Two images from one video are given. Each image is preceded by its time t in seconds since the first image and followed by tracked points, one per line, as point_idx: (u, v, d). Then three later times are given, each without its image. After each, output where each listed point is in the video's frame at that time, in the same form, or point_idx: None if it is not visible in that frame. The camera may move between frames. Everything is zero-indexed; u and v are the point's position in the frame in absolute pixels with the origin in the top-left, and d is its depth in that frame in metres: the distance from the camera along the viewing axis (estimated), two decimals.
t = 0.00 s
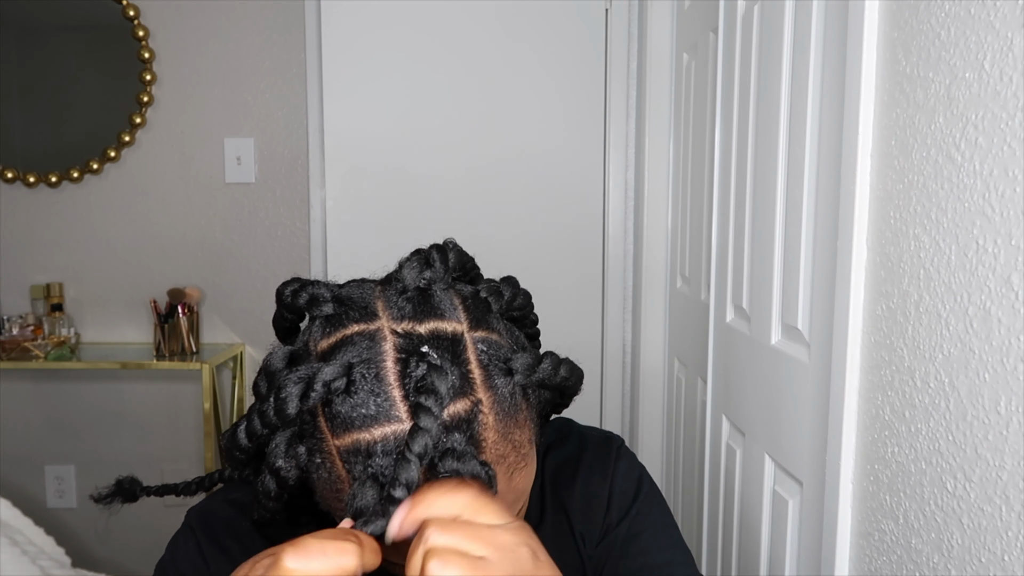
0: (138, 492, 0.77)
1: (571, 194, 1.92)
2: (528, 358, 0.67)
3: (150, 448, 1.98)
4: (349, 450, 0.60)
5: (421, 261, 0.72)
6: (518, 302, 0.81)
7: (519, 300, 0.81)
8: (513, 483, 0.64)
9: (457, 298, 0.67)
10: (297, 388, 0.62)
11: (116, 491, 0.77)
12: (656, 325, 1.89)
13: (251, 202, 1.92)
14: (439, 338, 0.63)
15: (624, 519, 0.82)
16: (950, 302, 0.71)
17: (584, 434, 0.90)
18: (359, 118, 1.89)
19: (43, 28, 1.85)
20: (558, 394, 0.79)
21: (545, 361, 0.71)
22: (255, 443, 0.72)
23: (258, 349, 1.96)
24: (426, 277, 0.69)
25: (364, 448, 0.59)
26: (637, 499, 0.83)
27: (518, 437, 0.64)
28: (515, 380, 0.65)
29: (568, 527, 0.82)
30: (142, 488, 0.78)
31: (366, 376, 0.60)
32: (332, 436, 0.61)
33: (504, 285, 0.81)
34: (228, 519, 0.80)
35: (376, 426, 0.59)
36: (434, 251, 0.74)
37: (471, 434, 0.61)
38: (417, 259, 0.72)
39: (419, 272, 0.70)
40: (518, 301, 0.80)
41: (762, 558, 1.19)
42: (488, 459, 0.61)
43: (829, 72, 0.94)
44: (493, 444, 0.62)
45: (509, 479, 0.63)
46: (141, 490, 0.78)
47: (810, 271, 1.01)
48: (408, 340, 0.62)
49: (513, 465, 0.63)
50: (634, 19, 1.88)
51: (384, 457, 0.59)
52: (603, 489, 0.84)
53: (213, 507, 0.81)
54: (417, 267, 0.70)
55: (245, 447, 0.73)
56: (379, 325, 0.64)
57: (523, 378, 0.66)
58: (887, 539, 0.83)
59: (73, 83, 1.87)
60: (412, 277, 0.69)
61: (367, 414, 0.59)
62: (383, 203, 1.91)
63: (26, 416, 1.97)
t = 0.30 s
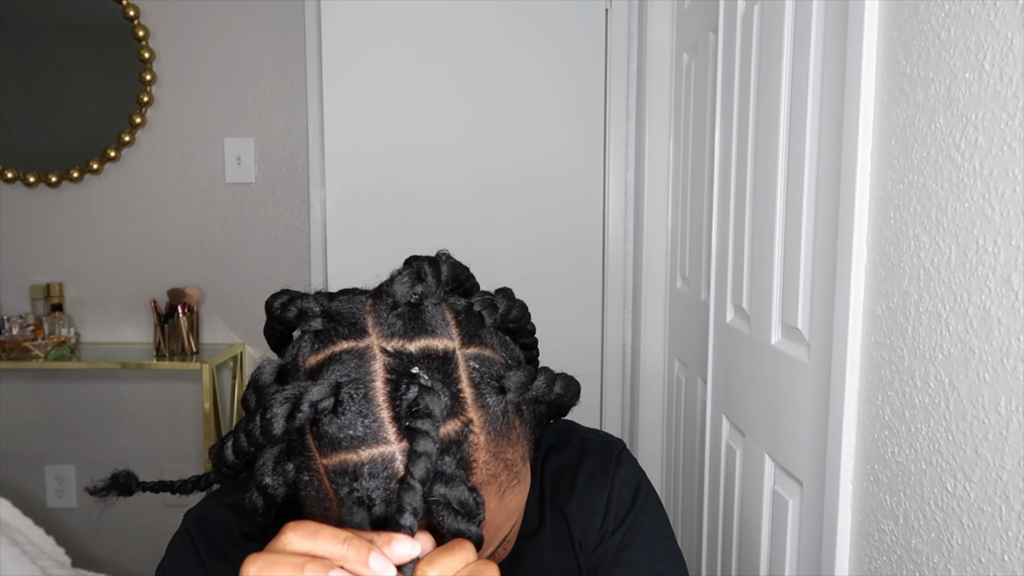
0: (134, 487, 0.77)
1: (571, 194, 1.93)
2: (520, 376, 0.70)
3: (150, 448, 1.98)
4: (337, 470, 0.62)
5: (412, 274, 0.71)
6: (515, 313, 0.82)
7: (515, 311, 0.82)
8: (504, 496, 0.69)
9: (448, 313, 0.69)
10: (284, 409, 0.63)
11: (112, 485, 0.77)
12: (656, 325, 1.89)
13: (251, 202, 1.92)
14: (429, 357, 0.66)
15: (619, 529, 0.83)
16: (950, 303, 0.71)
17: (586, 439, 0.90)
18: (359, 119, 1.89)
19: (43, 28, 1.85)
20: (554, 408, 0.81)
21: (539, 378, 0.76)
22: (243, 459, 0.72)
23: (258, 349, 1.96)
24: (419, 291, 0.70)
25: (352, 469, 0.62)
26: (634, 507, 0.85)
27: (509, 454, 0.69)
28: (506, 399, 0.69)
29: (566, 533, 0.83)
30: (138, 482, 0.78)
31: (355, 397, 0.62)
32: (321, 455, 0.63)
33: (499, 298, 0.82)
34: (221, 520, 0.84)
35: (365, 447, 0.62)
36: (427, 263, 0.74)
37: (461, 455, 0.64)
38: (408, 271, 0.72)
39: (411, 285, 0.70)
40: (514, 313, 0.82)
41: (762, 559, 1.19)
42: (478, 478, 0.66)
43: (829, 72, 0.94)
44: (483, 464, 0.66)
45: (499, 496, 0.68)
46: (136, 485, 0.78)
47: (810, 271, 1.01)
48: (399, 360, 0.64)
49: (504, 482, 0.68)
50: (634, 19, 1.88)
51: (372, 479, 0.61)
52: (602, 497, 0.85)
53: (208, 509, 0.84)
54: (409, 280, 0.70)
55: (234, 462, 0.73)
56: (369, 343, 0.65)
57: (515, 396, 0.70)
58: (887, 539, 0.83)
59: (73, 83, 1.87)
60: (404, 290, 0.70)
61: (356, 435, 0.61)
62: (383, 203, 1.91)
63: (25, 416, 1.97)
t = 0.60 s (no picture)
0: (138, 487, 0.77)
1: (571, 194, 1.93)
2: (512, 392, 0.69)
3: (150, 448, 1.98)
4: (323, 484, 0.62)
5: (403, 283, 0.70)
6: (511, 322, 0.79)
7: (512, 320, 0.79)
8: (496, 511, 0.68)
9: (439, 324, 0.69)
10: (269, 423, 0.63)
11: (116, 485, 0.77)
12: (656, 325, 1.89)
13: (250, 202, 1.92)
14: (417, 371, 0.65)
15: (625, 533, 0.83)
16: (950, 303, 0.71)
17: (589, 442, 0.91)
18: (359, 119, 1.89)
19: (43, 28, 1.85)
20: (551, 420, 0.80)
21: (531, 393, 0.72)
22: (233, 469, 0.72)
23: (258, 349, 1.96)
24: (409, 302, 0.69)
25: (337, 484, 0.62)
26: (640, 513, 0.84)
27: (500, 469, 0.68)
28: (497, 414, 0.68)
29: (569, 538, 0.83)
30: (142, 482, 0.78)
31: (340, 412, 0.62)
32: (308, 468, 0.63)
33: (494, 306, 0.78)
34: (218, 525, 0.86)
35: (349, 462, 0.62)
36: (417, 271, 0.72)
37: (448, 472, 0.64)
38: (399, 281, 0.71)
39: (402, 295, 0.69)
40: (511, 321, 0.78)
41: (762, 559, 1.19)
42: (467, 494, 0.65)
43: (829, 72, 0.94)
44: (471, 480, 0.65)
45: (489, 512, 0.67)
46: (140, 484, 0.78)
47: (810, 271, 1.01)
48: (385, 374, 0.64)
49: (495, 498, 0.67)
50: (634, 19, 1.88)
51: (356, 495, 0.61)
52: (607, 501, 0.85)
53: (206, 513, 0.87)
54: (400, 290, 0.69)
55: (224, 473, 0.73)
56: (355, 356, 0.65)
57: (506, 411, 0.68)
58: (887, 539, 0.83)
59: (72, 83, 1.87)
60: (394, 301, 0.68)
61: (340, 451, 0.61)
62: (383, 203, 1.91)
63: (25, 416, 1.97)
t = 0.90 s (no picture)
0: (138, 487, 0.77)
1: (571, 194, 1.93)
2: (526, 377, 0.70)
3: (150, 448, 1.98)
4: (341, 469, 0.62)
5: (418, 272, 0.71)
6: (521, 313, 0.81)
7: (523, 310, 0.81)
8: (510, 497, 0.68)
9: (453, 312, 0.69)
10: (287, 407, 0.63)
11: (116, 485, 0.77)
12: (656, 324, 1.89)
13: (251, 202, 1.92)
14: (434, 356, 0.66)
15: (625, 535, 0.85)
16: (951, 303, 0.71)
17: (592, 443, 0.92)
18: (359, 119, 1.89)
19: (43, 28, 1.85)
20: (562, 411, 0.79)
21: (545, 379, 0.74)
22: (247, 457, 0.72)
23: (258, 350, 1.96)
24: (424, 289, 0.70)
25: (356, 467, 0.62)
26: (639, 515, 0.86)
27: (516, 455, 0.68)
28: (512, 399, 0.68)
29: (572, 537, 0.84)
30: (141, 482, 0.78)
31: (359, 396, 0.63)
32: (325, 454, 0.63)
33: (506, 296, 0.80)
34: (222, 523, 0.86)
35: (369, 446, 0.62)
36: (433, 262, 0.74)
37: (466, 456, 0.64)
38: (414, 269, 0.72)
39: (417, 283, 0.70)
40: (521, 312, 0.80)
41: (762, 560, 1.19)
42: (484, 478, 0.65)
43: (829, 72, 0.94)
44: (488, 465, 0.65)
45: (503, 497, 0.67)
46: (140, 484, 0.78)
47: (810, 270, 1.01)
48: (403, 359, 0.65)
49: (510, 484, 0.67)
50: (634, 19, 1.88)
51: (376, 478, 0.61)
52: (608, 503, 0.86)
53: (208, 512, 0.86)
54: (415, 279, 0.71)
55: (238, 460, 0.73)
56: (374, 341, 0.66)
57: (521, 397, 0.69)
58: (887, 539, 0.83)
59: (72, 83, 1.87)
60: (409, 289, 0.70)
61: (360, 434, 0.62)
62: (383, 203, 1.91)
63: (26, 416, 1.97)
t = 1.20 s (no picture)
0: (156, 487, 0.77)
1: (571, 194, 1.93)
2: (518, 326, 0.71)
3: (151, 448, 1.98)
4: (342, 400, 0.63)
5: (420, 233, 0.77)
6: (516, 280, 0.84)
7: (517, 278, 0.85)
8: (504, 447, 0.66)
9: (454, 269, 0.71)
10: (297, 338, 0.66)
11: (134, 485, 0.77)
12: (656, 324, 1.89)
13: (251, 202, 1.92)
14: (434, 299, 0.67)
15: (625, 519, 0.82)
16: (951, 302, 0.71)
17: (590, 437, 0.90)
18: (359, 118, 1.89)
19: (43, 28, 1.85)
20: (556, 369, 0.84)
21: (535, 330, 0.77)
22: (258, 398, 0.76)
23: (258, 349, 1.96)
24: (425, 245, 0.75)
25: (357, 397, 0.63)
26: (639, 500, 0.84)
27: (509, 402, 0.68)
28: (506, 345, 0.69)
29: (570, 524, 0.82)
30: (158, 481, 0.78)
31: (362, 329, 0.64)
32: (328, 388, 0.65)
33: (502, 263, 0.85)
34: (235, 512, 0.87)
35: (370, 376, 0.63)
36: (434, 224, 0.80)
37: (461, 392, 0.65)
38: (417, 231, 0.78)
39: (419, 240, 0.76)
40: (515, 279, 0.84)
41: (763, 560, 1.19)
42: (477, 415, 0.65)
43: (829, 72, 0.94)
44: (482, 402, 0.65)
45: (498, 440, 0.66)
46: (157, 484, 0.78)
47: (810, 271, 1.01)
48: (404, 298, 0.66)
49: (503, 427, 0.67)
50: (634, 19, 1.88)
51: (376, 406, 0.62)
52: (606, 489, 0.84)
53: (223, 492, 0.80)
54: (417, 237, 0.76)
55: (250, 402, 0.77)
56: (378, 286, 0.67)
57: (514, 344, 0.70)
58: (887, 540, 0.83)
59: (72, 83, 1.87)
60: (412, 243, 0.75)
61: (361, 365, 0.63)
62: (383, 203, 1.91)
63: (26, 416, 1.97)
